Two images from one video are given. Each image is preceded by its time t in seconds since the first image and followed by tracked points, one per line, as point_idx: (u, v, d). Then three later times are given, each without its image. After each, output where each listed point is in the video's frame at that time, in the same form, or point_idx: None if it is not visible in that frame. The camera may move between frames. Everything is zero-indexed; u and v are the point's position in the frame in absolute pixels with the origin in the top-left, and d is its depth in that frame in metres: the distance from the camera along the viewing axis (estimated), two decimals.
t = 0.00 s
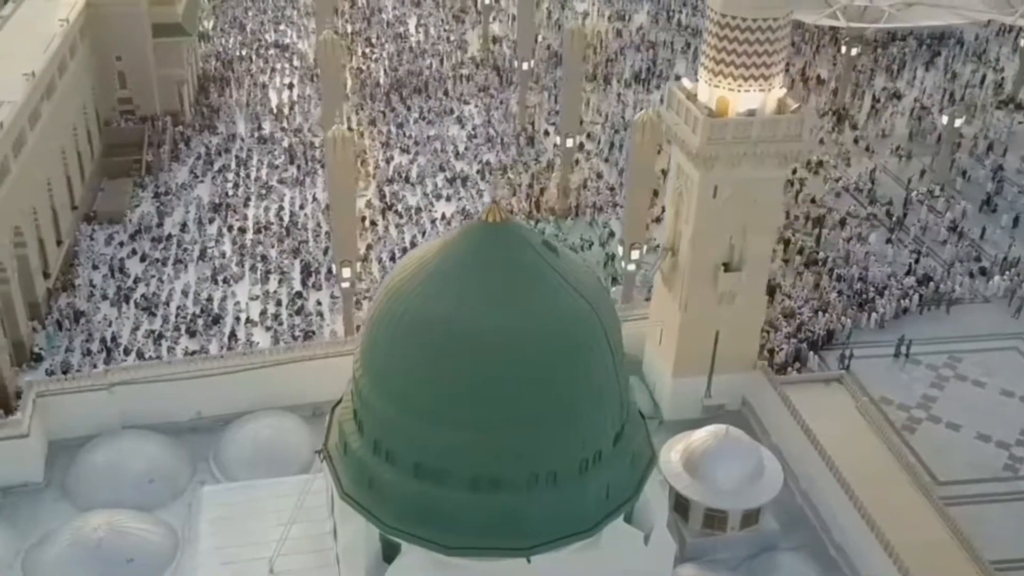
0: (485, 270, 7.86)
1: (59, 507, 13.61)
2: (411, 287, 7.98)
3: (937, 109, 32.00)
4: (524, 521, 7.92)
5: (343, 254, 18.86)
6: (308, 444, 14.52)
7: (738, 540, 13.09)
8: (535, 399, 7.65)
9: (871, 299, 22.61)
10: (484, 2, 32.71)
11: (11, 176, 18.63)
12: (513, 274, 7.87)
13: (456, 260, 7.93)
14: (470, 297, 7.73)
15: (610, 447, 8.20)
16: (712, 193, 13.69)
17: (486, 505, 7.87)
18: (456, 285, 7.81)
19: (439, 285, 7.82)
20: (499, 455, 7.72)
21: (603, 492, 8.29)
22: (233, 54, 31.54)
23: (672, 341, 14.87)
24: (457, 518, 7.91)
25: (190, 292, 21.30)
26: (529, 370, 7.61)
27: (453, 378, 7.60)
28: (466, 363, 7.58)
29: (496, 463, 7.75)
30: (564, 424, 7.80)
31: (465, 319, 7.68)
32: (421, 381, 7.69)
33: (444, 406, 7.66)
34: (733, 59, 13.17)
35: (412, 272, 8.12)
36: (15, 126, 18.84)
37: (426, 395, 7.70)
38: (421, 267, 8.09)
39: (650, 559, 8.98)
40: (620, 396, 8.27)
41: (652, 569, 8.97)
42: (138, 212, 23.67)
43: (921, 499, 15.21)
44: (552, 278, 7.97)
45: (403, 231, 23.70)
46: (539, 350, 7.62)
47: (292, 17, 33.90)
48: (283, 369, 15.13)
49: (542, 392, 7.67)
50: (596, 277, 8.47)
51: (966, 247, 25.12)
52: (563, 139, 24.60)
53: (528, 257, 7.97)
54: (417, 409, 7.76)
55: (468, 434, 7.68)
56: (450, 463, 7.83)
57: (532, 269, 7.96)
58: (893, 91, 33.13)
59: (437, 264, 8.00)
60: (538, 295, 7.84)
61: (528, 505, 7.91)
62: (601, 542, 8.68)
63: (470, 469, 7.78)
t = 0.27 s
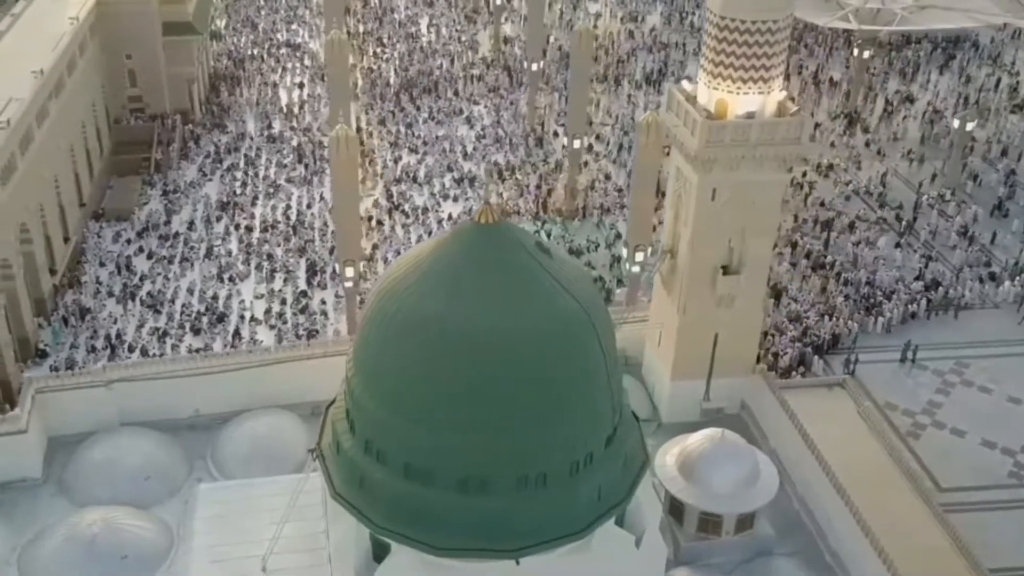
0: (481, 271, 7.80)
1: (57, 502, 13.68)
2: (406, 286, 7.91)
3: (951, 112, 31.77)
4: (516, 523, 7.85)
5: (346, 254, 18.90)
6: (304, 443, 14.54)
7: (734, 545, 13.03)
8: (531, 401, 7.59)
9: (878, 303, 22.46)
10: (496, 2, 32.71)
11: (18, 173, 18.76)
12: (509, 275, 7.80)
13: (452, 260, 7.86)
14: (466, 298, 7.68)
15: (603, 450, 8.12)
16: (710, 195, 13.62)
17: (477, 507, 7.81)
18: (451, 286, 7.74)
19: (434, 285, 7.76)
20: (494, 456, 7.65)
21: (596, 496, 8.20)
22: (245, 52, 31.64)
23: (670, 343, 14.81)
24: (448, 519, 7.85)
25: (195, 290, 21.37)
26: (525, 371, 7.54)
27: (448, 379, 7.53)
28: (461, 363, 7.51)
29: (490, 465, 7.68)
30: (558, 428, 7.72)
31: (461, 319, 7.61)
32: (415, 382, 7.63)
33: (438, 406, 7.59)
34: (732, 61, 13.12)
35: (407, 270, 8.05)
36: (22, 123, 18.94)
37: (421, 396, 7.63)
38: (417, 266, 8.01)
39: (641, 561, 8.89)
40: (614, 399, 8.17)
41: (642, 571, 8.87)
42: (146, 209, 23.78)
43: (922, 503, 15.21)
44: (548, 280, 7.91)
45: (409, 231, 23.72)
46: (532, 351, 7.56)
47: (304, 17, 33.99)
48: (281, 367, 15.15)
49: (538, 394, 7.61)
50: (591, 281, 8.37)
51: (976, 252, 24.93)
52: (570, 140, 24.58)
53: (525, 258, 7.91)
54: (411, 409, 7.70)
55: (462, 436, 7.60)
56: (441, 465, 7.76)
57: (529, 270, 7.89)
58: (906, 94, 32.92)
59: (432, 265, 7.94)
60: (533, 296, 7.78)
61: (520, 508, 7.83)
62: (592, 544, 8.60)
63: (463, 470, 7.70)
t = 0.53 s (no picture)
0: (469, 265, 7.24)
1: (52, 497, 13.75)
2: (391, 282, 7.37)
3: (969, 118, 31.45)
4: (502, 531, 7.25)
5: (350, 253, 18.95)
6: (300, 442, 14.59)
7: (727, 552, 12.93)
8: (519, 401, 6.98)
9: (888, 309, 22.27)
10: (512, 3, 32.70)
11: (27, 169, 18.91)
12: (498, 270, 7.23)
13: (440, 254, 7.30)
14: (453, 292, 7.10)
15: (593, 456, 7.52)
16: (708, 200, 13.56)
17: (463, 514, 7.20)
18: (438, 280, 7.17)
19: (420, 279, 7.19)
20: (479, 460, 7.05)
21: (583, 498, 7.61)
22: (261, 51, 31.77)
23: (668, 347, 14.75)
24: (431, 526, 7.25)
25: (202, 287, 21.46)
26: (513, 369, 6.94)
27: (431, 377, 6.92)
28: (446, 360, 6.91)
29: (476, 468, 7.07)
30: (548, 429, 7.13)
31: (447, 315, 7.03)
32: (397, 380, 7.02)
33: (421, 407, 6.97)
34: (730, 64, 13.02)
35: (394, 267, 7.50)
36: (32, 120, 19.08)
37: (402, 395, 7.02)
38: (404, 262, 7.47)
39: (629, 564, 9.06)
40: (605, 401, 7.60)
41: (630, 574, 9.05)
42: (157, 207, 23.92)
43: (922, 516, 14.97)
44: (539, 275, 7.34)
45: (418, 231, 23.75)
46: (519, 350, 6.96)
47: (321, 16, 34.11)
48: (279, 366, 15.20)
49: (527, 394, 7.01)
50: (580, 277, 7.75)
51: (990, 259, 24.66)
52: (580, 142, 24.53)
53: (516, 252, 7.35)
54: (393, 409, 7.09)
55: (447, 437, 6.99)
56: (424, 469, 7.15)
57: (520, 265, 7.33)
58: (924, 99, 32.63)
59: (418, 259, 7.38)
60: (523, 291, 7.20)
61: (506, 515, 7.23)
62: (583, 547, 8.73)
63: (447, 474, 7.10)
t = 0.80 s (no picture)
0: (461, 264, 6.85)
1: (49, 492, 13.81)
2: (378, 283, 6.97)
3: (986, 122, 31.18)
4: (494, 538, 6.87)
5: (355, 253, 19.00)
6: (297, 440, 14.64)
7: (720, 557, 12.86)
8: (514, 403, 6.59)
9: (896, 315, 22.11)
10: (526, 4, 32.70)
11: (35, 166, 19.04)
12: (492, 268, 6.85)
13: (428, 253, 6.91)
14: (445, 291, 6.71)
15: (585, 460, 7.17)
16: (705, 203, 13.50)
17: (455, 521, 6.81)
18: (428, 279, 6.77)
19: (409, 278, 6.80)
20: (472, 466, 6.65)
21: (573, 502, 7.22)
22: (275, 49, 31.90)
23: (665, 351, 14.71)
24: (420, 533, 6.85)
25: (209, 285, 21.53)
26: (509, 368, 6.56)
27: (423, 380, 6.51)
28: (439, 361, 6.49)
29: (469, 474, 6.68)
30: (543, 432, 6.76)
31: (439, 315, 6.62)
32: (386, 383, 6.61)
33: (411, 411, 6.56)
34: (728, 67, 12.93)
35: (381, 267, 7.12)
36: (40, 116, 19.20)
37: (391, 399, 6.60)
38: (392, 261, 7.08)
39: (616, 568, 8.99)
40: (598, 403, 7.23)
41: None
42: (166, 204, 24.03)
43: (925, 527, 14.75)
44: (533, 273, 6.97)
45: (425, 231, 23.77)
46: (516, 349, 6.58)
47: (336, 16, 34.22)
48: (277, 364, 15.24)
49: (523, 396, 6.62)
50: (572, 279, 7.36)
51: (1002, 266, 24.41)
52: (589, 143, 24.49)
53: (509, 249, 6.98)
54: (381, 413, 6.68)
55: (439, 443, 6.58)
56: (414, 476, 6.75)
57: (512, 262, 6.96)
58: (941, 103, 32.38)
59: (406, 258, 6.99)
60: (516, 289, 6.81)
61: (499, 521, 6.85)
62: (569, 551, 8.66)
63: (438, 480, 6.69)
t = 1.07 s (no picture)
0: (452, 272, 7.79)
1: (44, 486, 13.90)
2: (374, 288, 7.89)
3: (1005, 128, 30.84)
4: (483, 520, 7.89)
5: (359, 254, 19.04)
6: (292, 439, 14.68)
7: (710, 563, 12.78)
8: (502, 397, 7.61)
9: (906, 322, 21.90)
10: (542, 5, 32.67)
11: (44, 162, 19.17)
12: (479, 276, 7.78)
13: (421, 262, 7.84)
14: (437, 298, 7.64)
15: (563, 456, 8.16)
16: (702, 207, 13.40)
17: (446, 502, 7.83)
18: (422, 286, 7.73)
19: (404, 284, 7.74)
20: (464, 453, 7.64)
21: (555, 504, 8.28)
22: (291, 48, 32.02)
23: (661, 355, 14.63)
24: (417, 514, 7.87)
25: (216, 283, 21.60)
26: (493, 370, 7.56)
27: (419, 376, 7.50)
28: (434, 360, 7.48)
29: (460, 460, 7.67)
30: (527, 424, 7.76)
31: (434, 318, 7.60)
32: (387, 379, 7.57)
33: (409, 403, 7.55)
34: (725, 70, 12.83)
35: (375, 273, 7.99)
36: (50, 113, 19.33)
37: (391, 392, 7.57)
38: (385, 268, 7.96)
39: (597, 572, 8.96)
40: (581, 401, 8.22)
41: None
42: (177, 202, 24.16)
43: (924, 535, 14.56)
44: (517, 281, 7.95)
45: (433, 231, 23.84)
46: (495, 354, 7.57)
47: (353, 15, 34.31)
48: (275, 363, 15.27)
49: (510, 391, 7.64)
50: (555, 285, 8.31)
51: (1016, 273, 24.11)
52: (600, 145, 24.41)
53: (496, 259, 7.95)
54: (381, 405, 7.63)
55: (433, 432, 7.56)
56: (410, 462, 7.72)
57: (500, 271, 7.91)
58: (959, 109, 32.06)
59: (400, 265, 7.91)
60: (501, 297, 7.80)
61: (487, 503, 7.88)
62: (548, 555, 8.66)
63: (431, 466, 7.69)
